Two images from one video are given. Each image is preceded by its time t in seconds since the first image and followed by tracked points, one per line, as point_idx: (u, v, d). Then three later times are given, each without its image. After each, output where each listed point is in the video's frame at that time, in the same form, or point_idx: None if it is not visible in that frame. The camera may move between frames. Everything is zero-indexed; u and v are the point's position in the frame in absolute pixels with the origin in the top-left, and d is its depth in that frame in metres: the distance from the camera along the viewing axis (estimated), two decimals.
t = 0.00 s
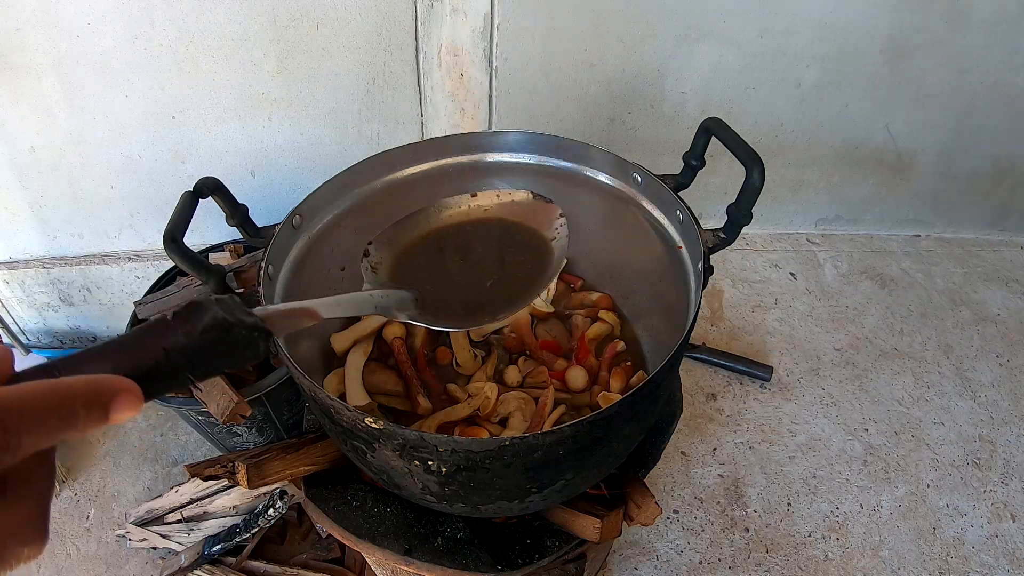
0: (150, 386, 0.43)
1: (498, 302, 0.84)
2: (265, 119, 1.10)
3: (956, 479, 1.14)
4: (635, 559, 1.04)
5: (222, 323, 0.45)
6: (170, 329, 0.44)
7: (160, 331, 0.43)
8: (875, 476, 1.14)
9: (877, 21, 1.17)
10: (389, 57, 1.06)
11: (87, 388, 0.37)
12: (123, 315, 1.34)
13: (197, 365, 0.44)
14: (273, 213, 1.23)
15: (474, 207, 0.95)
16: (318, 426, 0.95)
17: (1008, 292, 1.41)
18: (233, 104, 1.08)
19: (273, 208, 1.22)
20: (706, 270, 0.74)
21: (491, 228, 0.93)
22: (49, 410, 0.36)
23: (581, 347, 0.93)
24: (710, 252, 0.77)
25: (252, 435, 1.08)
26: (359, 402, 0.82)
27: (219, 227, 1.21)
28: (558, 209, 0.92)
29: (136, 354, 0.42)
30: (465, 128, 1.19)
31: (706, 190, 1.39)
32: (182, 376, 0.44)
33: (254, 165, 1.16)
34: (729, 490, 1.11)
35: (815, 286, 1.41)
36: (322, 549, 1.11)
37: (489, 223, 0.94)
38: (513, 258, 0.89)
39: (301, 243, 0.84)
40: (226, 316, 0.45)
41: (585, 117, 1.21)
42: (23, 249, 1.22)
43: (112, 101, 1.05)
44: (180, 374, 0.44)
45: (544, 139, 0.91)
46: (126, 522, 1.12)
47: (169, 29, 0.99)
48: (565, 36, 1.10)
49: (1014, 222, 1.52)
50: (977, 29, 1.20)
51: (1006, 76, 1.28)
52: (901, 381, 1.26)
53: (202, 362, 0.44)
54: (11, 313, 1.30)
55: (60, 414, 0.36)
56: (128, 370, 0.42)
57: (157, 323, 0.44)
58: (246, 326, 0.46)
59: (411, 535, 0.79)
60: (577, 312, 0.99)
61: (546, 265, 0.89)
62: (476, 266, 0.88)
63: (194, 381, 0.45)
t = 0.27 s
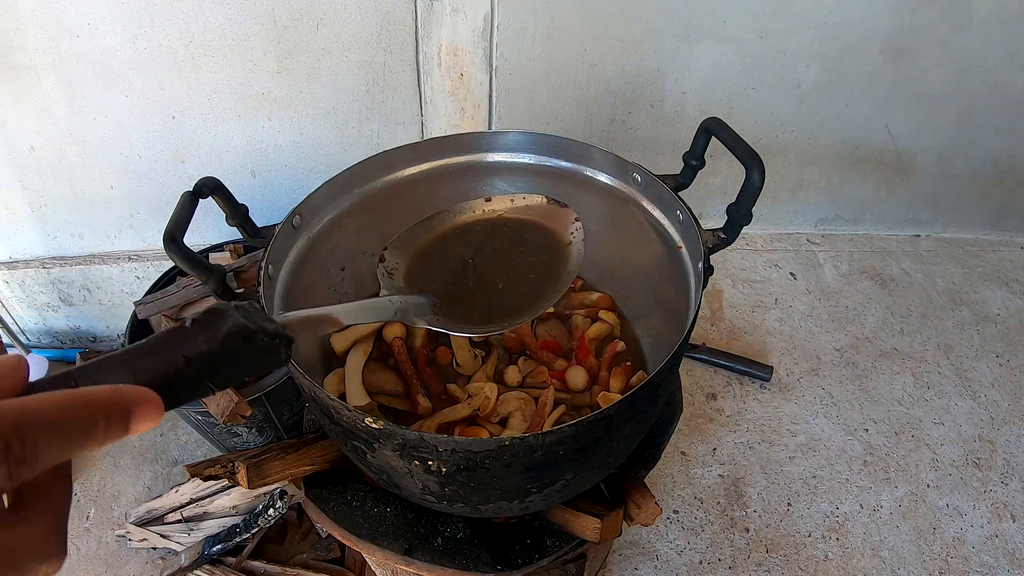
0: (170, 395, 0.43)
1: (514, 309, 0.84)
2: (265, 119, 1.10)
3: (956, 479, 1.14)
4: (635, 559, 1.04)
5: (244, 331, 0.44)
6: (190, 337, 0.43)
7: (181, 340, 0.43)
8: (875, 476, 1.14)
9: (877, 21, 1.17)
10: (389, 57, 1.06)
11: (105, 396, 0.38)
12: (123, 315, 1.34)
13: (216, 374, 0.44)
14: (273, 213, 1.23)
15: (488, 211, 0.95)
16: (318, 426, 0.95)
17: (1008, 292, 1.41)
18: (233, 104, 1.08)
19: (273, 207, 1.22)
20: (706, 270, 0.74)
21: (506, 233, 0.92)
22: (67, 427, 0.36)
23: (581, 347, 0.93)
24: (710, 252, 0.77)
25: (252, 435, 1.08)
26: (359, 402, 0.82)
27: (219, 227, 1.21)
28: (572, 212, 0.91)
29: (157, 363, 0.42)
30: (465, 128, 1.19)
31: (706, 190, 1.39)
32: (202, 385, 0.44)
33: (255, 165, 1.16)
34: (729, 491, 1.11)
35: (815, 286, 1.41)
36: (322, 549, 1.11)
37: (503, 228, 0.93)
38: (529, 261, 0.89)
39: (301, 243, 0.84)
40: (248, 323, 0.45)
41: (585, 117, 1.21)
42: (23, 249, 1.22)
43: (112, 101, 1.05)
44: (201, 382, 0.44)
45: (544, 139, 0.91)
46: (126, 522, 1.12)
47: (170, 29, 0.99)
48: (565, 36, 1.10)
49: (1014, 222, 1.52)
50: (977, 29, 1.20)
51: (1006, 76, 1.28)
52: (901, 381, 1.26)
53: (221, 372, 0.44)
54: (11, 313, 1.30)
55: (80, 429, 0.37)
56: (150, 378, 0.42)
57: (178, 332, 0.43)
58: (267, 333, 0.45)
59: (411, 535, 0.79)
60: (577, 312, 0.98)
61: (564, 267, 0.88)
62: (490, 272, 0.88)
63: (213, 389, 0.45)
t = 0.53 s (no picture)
0: (178, 408, 0.43)
1: (528, 318, 0.86)
2: (265, 119, 1.10)
3: (956, 479, 1.14)
4: (635, 559, 1.04)
5: (253, 343, 0.44)
6: (198, 348, 0.43)
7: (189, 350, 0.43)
8: (875, 476, 1.14)
9: (877, 21, 1.17)
10: (389, 57, 1.06)
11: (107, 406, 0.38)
12: (123, 314, 1.34)
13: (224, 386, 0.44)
14: (273, 213, 1.23)
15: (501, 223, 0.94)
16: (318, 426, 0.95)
17: (1008, 292, 1.41)
18: (233, 104, 1.08)
19: (273, 207, 1.22)
20: (706, 270, 0.74)
21: (517, 244, 0.93)
22: (69, 439, 0.36)
23: (581, 347, 0.93)
24: (710, 252, 0.77)
25: (252, 435, 1.08)
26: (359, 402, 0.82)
27: (219, 227, 1.21)
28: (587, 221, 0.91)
29: (164, 376, 0.42)
30: (465, 128, 1.19)
31: (706, 190, 1.39)
32: (210, 396, 0.44)
33: (255, 165, 1.16)
34: (729, 491, 1.11)
35: (815, 286, 1.41)
36: (322, 549, 1.11)
37: (514, 238, 0.94)
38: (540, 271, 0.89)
39: (301, 243, 0.84)
40: (257, 334, 0.45)
41: (585, 117, 1.21)
42: (23, 249, 1.22)
43: (112, 101, 1.05)
44: (208, 394, 0.44)
45: (544, 139, 0.91)
46: (126, 522, 1.12)
47: (170, 29, 0.99)
48: (565, 36, 1.10)
49: (1014, 222, 1.52)
50: (977, 29, 1.20)
51: (1006, 76, 1.28)
52: (901, 381, 1.26)
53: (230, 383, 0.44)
54: (11, 313, 1.30)
55: (81, 440, 0.36)
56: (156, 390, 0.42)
57: (185, 344, 0.43)
58: (276, 344, 0.45)
59: (411, 535, 0.79)
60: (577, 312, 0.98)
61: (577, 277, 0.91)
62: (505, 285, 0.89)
63: (223, 401, 0.45)
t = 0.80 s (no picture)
0: (193, 411, 0.37)
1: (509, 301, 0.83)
2: (265, 120, 1.10)
3: (956, 479, 1.14)
4: (635, 559, 1.04)
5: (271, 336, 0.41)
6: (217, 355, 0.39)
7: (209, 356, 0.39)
8: (875, 476, 1.14)
9: (877, 21, 1.17)
10: (390, 57, 1.06)
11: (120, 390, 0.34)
12: (123, 314, 1.34)
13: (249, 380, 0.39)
14: (273, 213, 1.23)
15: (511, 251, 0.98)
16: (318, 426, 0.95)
17: (1008, 292, 1.41)
18: (233, 104, 1.08)
19: (273, 207, 1.22)
20: (706, 270, 0.74)
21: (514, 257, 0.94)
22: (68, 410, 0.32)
23: (581, 347, 0.93)
24: (710, 252, 0.77)
25: (252, 435, 1.09)
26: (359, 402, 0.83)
27: (219, 227, 1.21)
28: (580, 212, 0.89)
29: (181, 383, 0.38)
30: (465, 128, 1.19)
31: (706, 190, 1.39)
32: (232, 393, 0.39)
33: (255, 165, 1.16)
34: (729, 491, 1.11)
35: (815, 286, 1.41)
36: (322, 549, 1.11)
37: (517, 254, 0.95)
38: (542, 248, 0.90)
39: (301, 243, 0.84)
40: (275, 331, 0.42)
41: (585, 117, 1.21)
42: (23, 249, 1.22)
43: (112, 101, 1.05)
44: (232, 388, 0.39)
45: (544, 139, 0.91)
46: (126, 522, 1.12)
47: (170, 28, 0.99)
48: (565, 36, 1.10)
49: (1014, 222, 1.52)
50: (977, 29, 1.21)
51: (1006, 76, 1.28)
52: (901, 381, 1.26)
53: (255, 374, 0.40)
54: (11, 313, 1.30)
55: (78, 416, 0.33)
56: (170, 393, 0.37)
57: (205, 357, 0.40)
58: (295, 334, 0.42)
59: (411, 535, 0.79)
60: (577, 313, 0.99)
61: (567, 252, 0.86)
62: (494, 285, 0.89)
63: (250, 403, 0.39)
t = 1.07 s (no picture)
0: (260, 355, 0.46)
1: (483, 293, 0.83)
2: (265, 120, 1.10)
3: (956, 479, 1.14)
4: (635, 559, 1.04)
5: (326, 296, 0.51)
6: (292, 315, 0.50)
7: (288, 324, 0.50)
8: (875, 476, 1.14)
9: (877, 21, 1.17)
10: (390, 57, 1.07)
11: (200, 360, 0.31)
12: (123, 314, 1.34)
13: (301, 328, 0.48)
14: (273, 213, 1.23)
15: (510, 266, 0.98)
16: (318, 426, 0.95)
17: (1008, 292, 1.41)
18: (233, 104, 1.08)
19: (273, 207, 1.22)
20: (706, 270, 0.74)
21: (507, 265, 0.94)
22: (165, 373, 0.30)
23: (581, 347, 0.94)
24: (710, 252, 0.77)
25: (252, 435, 1.09)
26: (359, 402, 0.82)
27: (219, 227, 1.21)
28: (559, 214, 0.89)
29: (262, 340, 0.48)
30: (465, 128, 1.19)
31: (706, 190, 1.39)
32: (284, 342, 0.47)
33: (255, 165, 1.16)
34: (729, 490, 1.11)
35: (815, 286, 1.41)
36: (322, 549, 1.10)
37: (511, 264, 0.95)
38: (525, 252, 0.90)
39: (301, 243, 0.84)
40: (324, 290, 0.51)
41: (585, 117, 1.21)
42: (23, 249, 1.22)
43: (112, 101, 1.05)
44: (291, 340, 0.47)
45: (543, 139, 0.91)
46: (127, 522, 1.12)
47: (170, 28, 0.99)
48: (565, 35, 1.10)
49: (1014, 222, 1.52)
50: (977, 29, 1.21)
51: (1006, 76, 1.28)
52: (901, 381, 1.26)
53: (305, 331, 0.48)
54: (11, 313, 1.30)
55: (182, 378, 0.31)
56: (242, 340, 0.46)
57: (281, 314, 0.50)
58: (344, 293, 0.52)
59: (411, 535, 0.79)
60: (577, 312, 0.99)
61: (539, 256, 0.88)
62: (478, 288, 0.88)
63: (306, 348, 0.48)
